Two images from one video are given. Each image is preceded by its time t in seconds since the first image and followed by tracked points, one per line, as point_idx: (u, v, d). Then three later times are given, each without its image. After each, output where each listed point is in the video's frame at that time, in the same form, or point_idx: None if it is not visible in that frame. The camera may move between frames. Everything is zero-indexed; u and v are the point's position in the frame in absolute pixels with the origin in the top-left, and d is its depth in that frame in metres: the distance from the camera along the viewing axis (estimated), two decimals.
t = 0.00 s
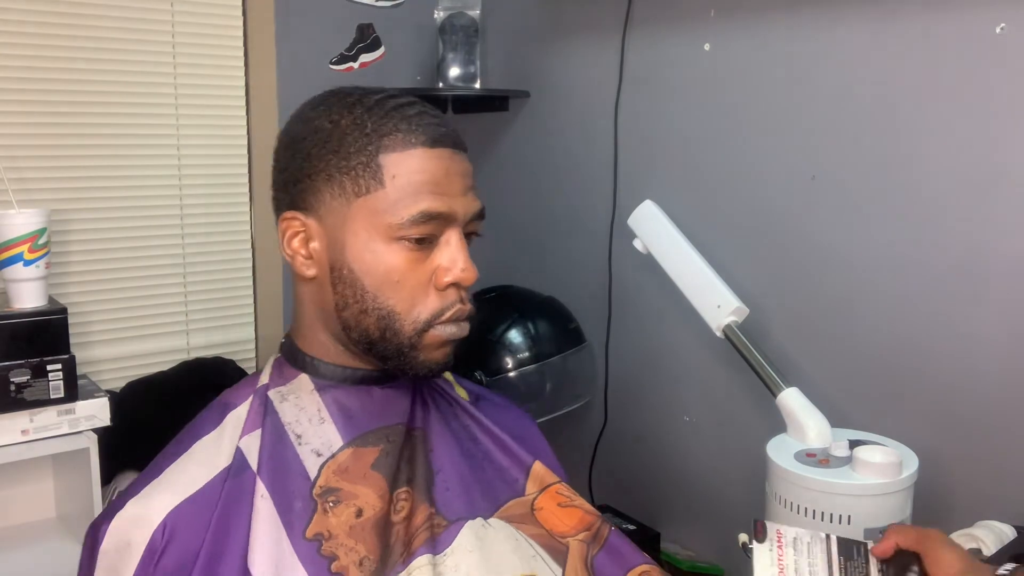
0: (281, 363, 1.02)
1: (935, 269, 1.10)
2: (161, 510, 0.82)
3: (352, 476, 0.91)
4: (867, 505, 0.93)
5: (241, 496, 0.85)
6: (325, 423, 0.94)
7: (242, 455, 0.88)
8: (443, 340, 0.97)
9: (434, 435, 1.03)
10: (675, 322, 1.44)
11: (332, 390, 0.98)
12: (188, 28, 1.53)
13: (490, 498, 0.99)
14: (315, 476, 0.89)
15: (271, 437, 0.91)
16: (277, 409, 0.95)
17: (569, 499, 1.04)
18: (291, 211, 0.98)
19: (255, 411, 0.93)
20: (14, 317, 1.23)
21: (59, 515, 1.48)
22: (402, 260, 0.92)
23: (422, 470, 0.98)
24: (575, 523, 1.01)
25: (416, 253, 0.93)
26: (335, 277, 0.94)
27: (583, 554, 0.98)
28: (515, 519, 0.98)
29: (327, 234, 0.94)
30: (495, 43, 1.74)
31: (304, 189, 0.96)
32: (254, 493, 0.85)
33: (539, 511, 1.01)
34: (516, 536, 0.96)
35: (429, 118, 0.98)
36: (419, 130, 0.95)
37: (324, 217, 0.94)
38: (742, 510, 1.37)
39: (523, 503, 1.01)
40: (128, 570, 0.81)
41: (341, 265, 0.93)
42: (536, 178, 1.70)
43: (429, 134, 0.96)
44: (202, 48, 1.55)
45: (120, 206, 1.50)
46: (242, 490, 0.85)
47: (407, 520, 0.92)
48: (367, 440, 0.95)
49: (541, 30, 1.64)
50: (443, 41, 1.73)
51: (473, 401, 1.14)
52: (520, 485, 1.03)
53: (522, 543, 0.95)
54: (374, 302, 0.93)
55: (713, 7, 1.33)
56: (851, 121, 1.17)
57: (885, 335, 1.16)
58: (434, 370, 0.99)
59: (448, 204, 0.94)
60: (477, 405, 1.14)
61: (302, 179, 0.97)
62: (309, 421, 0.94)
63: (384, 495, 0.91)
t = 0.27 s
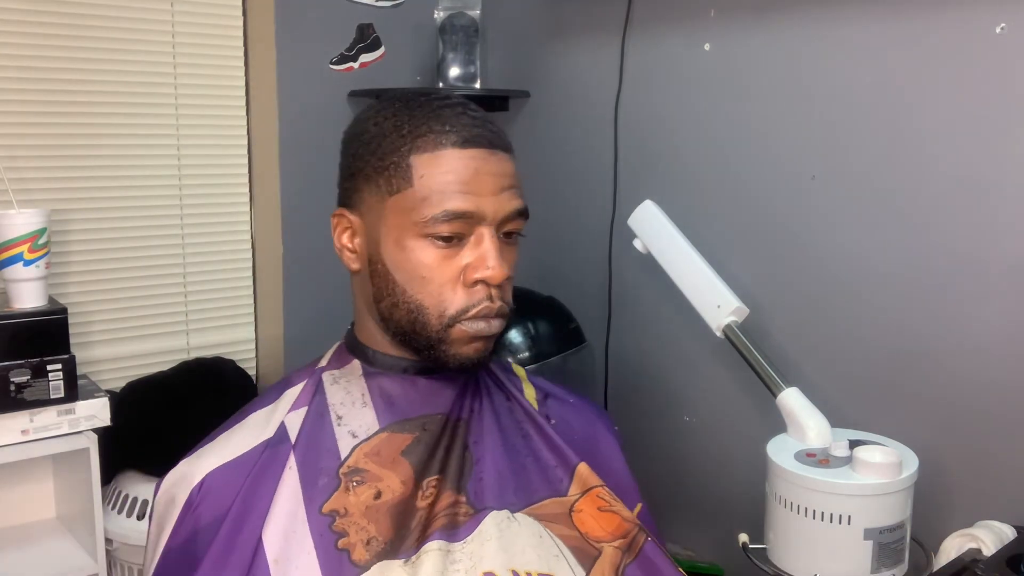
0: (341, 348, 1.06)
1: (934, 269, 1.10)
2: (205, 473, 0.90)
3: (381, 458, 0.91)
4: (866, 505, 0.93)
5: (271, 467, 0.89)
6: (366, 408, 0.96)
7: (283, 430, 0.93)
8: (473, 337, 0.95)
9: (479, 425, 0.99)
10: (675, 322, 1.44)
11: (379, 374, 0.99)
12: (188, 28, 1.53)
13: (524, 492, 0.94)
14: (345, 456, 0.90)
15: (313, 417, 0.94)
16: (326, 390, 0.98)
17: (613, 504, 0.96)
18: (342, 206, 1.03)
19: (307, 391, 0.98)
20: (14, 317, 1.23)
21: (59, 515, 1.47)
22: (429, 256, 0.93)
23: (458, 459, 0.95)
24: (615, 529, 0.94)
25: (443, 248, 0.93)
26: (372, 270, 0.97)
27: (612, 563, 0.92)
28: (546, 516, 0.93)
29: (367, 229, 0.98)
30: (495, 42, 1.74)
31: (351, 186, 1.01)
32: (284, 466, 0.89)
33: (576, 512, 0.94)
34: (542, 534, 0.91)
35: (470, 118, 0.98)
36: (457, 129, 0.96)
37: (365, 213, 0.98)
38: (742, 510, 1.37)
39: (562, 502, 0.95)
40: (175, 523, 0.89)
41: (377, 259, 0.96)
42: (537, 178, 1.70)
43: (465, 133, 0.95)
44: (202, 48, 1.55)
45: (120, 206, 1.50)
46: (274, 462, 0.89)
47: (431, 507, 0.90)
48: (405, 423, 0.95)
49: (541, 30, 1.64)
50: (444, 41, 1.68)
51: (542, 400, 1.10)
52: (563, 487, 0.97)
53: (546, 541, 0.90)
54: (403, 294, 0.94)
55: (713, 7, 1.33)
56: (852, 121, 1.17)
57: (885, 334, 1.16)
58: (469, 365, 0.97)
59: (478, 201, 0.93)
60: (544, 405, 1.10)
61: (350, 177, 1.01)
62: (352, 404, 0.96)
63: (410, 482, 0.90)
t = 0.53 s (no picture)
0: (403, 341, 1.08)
1: (938, 269, 1.10)
2: (258, 445, 0.92)
3: (420, 445, 0.92)
4: (871, 505, 0.92)
5: (317, 445, 0.91)
6: (415, 397, 0.97)
7: (335, 410, 0.95)
8: (508, 336, 0.93)
9: (525, 419, 0.97)
10: (679, 322, 1.44)
11: (431, 366, 0.99)
12: (192, 27, 1.53)
13: (557, 492, 0.91)
14: (387, 440, 0.92)
15: (365, 401, 0.96)
16: (382, 376, 1.00)
17: (651, 513, 0.91)
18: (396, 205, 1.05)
19: (365, 376, 1.00)
20: (18, 317, 1.23)
21: (63, 514, 1.48)
22: (462, 254, 0.92)
23: (498, 453, 0.93)
24: (650, 538, 0.89)
25: (478, 245, 0.91)
26: (417, 266, 0.98)
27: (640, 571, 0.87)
28: (577, 515, 0.89)
29: (413, 226, 0.99)
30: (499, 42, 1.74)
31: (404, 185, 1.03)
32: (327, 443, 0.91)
33: (612, 516, 0.90)
34: (569, 535, 0.87)
35: (514, 117, 0.97)
36: (499, 128, 0.95)
37: (412, 210, 0.99)
38: (745, 510, 1.37)
39: (598, 504, 0.91)
40: (228, 488, 0.93)
41: (420, 256, 0.97)
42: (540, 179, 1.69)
43: (505, 132, 0.94)
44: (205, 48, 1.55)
45: (124, 205, 1.50)
46: (320, 438, 0.92)
47: (463, 496, 0.89)
48: (449, 413, 0.95)
49: (545, 30, 1.64)
50: (447, 41, 1.69)
51: (604, 400, 1.04)
52: (602, 491, 0.92)
53: (572, 542, 0.87)
54: (441, 290, 0.94)
55: (717, 7, 1.33)
56: (857, 121, 1.17)
57: (889, 335, 1.16)
58: (507, 364, 0.95)
59: (513, 198, 0.91)
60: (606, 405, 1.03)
61: (403, 176, 1.03)
62: (403, 392, 0.97)
63: (445, 471, 0.90)
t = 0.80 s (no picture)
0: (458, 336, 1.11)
1: (948, 269, 1.09)
2: (314, 428, 0.99)
3: (461, 438, 0.95)
4: (880, 505, 0.92)
5: (364, 432, 0.96)
6: (461, 391, 1.00)
7: (386, 401, 1.01)
8: (544, 335, 0.94)
9: (568, 419, 0.97)
10: (687, 322, 1.44)
11: (480, 361, 1.02)
12: (200, 28, 1.53)
13: (590, 493, 0.91)
14: (429, 433, 0.96)
15: (415, 393, 1.01)
16: (434, 369, 1.04)
17: (683, 523, 0.89)
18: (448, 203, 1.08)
19: (419, 369, 1.04)
20: (28, 317, 1.24)
21: (73, 514, 1.48)
22: (500, 253, 0.94)
23: (534, 451, 0.94)
24: (680, 547, 0.88)
25: (514, 245, 0.94)
26: (463, 264, 1.01)
27: None
28: (609, 518, 0.89)
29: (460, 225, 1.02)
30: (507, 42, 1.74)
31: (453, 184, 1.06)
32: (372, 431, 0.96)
33: (644, 522, 0.89)
34: (595, 539, 0.87)
35: (555, 118, 0.97)
36: (538, 129, 0.96)
37: (459, 209, 1.02)
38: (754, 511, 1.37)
39: (632, 508, 0.90)
40: (287, 465, 1.00)
41: (465, 254, 1.00)
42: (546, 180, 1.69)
43: (544, 132, 0.95)
44: (213, 48, 1.55)
45: (132, 206, 1.50)
46: (368, 425, 0.97)
47: (493, 492, 0.91)
48: (494, 408, 0.98)
49: (551, 30, 1.64)
50: (455, 41, 1.69)
51: (659, 407, 1.02)
52: (637, 495, 0.91)
53: (597, 545, 0.87)
54: (481, 288, 0.97)
55: (725, 6, 1.32)
56: (865, 121, 1.16)
57: (898, 335, 1.15)
58: (544, 363, 0.97)
59: (547, 199, 0.92)
60: (660, 413, 1.01)
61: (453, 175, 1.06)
62: (450, 387, 1.01)
63: (479, 466, 0.93)
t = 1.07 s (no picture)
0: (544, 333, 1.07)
1: (1007, 267, 1.06)
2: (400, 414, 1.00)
3: (536, 433, 0.90)
4: (935, 508, 0.90)
5: (445, 418, 0.94)
6: (539, 388, 0.95)
7: (467, 392, 0.98)
8: (613, 337, 0.89)
9: (642, 421, 0.89)
10: (737, 320, 1.42)
11: (559, 358, 0.96)
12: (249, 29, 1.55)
13: (656, 498, 0.83)
14: (506, 426, 0.92)
15: (497, 385, 0.97)
16: (517, 364, 1.00)
17: (754, 535, 0.80)
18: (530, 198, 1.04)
19: (504, 362, 1.01)
20: (86, 314, 1.25)
21: (124, 507, 1.51)
22: (569, 251, 0.90)
23: (605, 452, 0.87)
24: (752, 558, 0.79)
25: (583, 243, 0.89)
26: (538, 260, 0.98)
27: None
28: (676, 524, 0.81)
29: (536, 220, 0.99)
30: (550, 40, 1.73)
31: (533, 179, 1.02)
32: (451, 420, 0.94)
33: (714, 530, 0.80)
34: (659, 543, 0.80)
35: (631, 112, 0.91)
36: (613, 124, 0.90)
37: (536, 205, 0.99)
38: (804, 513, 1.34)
39: (704, 515, 0.81)
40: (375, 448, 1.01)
41: (540, 251, 0.97)
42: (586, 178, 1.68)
43: (617, 128, 0.89)
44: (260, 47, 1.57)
45: (182, 204, 1.53)
46: (447, 414, 0.95)
47: (563, 489, 0.85)
48: (569, 405, 0.92)
49: (596, 27, 1.64)
50: (500, 39, 1.71)
51: (745, 412, 0.89)
52: (712, 505, 0.82)
53: (661, 551, 0.79)
54: (551, 286, 0.93)
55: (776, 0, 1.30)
56: (922, 117, 1.13)
57: (955, 334, 1.13)
58: (614, 365, 0.91)
59: (616, 196, 0.87)
60: (747, 419, 0.89)
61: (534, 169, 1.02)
62: (529, 382, 0.96)
63: (551, 463, 0.87)
